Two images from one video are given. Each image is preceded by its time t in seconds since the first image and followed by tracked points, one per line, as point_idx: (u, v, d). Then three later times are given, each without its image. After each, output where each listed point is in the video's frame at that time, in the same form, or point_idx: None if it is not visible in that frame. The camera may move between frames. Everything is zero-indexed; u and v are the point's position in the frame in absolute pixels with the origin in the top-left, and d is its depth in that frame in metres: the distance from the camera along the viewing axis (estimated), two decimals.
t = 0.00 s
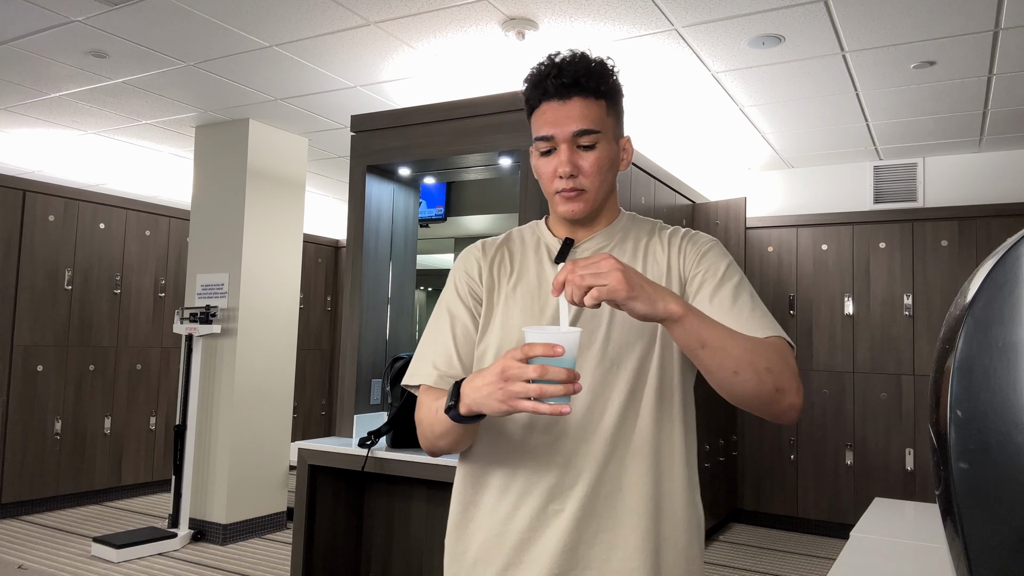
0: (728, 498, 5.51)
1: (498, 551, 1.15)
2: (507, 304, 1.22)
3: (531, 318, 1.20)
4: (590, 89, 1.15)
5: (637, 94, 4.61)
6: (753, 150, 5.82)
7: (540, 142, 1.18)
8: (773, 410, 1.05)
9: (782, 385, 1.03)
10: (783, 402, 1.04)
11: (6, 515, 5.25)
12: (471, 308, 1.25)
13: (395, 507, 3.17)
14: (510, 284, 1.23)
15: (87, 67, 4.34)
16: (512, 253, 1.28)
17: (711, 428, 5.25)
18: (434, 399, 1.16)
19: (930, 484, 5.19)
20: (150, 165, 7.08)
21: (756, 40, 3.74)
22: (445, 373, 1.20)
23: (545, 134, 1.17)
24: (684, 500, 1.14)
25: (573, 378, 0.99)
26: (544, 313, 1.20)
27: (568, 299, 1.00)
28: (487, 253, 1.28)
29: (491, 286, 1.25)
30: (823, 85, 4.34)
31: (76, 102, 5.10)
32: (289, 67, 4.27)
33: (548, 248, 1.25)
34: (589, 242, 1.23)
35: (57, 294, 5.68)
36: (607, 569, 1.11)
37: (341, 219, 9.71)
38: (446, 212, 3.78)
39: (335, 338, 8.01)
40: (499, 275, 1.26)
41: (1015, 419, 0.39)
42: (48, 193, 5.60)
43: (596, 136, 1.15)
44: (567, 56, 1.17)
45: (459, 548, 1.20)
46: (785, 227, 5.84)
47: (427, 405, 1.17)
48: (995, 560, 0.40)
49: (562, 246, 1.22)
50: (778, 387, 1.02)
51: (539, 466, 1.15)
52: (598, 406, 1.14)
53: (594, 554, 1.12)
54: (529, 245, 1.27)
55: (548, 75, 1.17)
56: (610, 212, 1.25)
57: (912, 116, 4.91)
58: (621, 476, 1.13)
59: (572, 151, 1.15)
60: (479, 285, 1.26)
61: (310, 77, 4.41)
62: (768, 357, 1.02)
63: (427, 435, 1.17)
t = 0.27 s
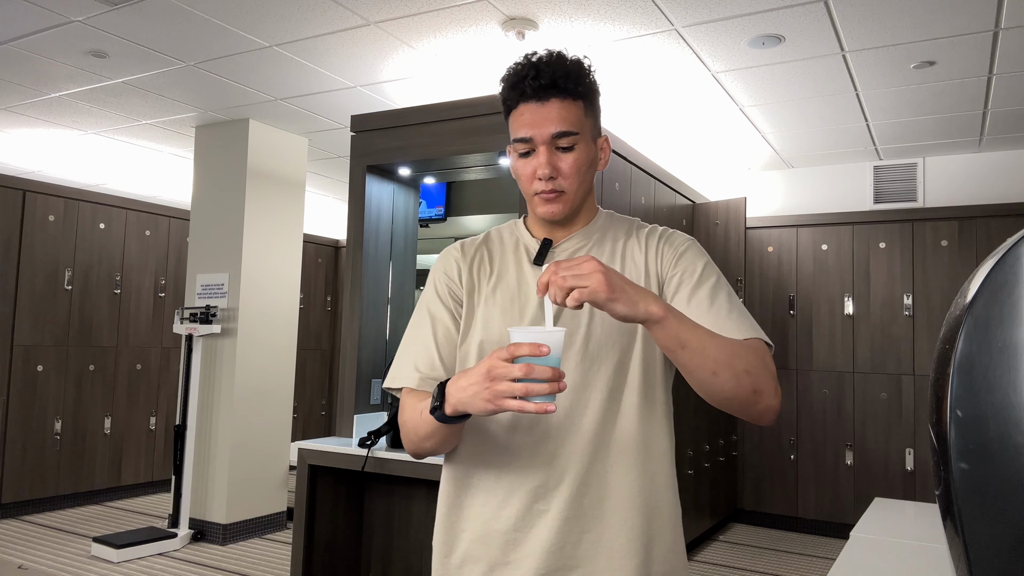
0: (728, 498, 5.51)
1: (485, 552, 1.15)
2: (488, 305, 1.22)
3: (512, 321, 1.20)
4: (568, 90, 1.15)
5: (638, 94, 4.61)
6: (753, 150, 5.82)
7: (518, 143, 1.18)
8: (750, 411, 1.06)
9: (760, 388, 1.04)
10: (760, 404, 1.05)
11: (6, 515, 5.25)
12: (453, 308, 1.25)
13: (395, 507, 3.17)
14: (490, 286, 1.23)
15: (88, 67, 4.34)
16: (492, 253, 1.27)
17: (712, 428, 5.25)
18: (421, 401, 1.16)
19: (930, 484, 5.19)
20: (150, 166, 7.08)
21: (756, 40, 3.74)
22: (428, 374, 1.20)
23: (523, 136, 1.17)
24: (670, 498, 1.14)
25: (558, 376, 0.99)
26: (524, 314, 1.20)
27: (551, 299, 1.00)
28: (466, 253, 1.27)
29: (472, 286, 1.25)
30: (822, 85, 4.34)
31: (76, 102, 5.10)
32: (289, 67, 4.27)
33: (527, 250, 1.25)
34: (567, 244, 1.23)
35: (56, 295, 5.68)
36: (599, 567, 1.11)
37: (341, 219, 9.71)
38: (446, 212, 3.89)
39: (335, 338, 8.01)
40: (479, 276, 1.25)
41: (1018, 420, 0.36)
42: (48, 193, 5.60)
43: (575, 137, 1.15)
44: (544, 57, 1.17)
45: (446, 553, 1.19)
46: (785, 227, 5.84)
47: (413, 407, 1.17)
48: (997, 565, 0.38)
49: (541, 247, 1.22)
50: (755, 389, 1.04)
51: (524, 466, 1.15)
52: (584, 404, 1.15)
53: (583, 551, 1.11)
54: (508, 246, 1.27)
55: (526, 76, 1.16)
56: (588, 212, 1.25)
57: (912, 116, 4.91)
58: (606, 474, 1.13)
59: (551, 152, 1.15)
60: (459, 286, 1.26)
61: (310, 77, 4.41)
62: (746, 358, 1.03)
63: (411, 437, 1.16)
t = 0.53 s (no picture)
0: (728, 498, 5.51)
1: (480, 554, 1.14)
2: (477, 305, 1.22)
3: (502, 321, 1.20)
4: (567, 85, 1.16)
5: (639, 94, 4.61)
6: (753, 150, 5.82)
7: (516, 134, 1.17)
8: (740, 414, 1.07)
9: (752, 394, 1.05)
10: (750, 408, 1.06)
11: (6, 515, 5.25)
12: (442, 308, 1.24)
13: (395, 507, 3.17)
14: (480, 287, 1.23)
15: (88, 67, 4.34)
16: (480, 252, 1.27)
17: (712, 428, 5.25)
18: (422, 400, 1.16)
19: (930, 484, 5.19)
20: (150, 166, 7.08)
21: (756, 40, 3.74)
22: (421, 375, 1.19)
23: (523, 126, 1.16)
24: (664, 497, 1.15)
25: (561, 375, 0.99)
26: (515, 314, 1.20)
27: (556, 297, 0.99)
28: (454, 252, 1.27)
29: (461, 286, 1.24)
30: (822, 85, 4.34)
31: (77, 103, 5.10)
32: (289, 67, 4.27)
33: (516, 248, 1.25)
34: (556, 242, 1.23)
35: (56, 294, 5.68)
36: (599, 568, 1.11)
37: (341, 219, 9.71)
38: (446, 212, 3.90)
39: (335, 338, 8.01)
40: (468, 275, 1.25)
41: (1016, 420, 0.36)
42: (48, 193, 5.60)
43: (573, 131, 1.16)
44: (545, 51, 1.17)
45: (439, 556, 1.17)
46: (785, 227, 5.84)
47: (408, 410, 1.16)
48: (996, 562, 0.37)
49: (531, 244, 1.22)
50: (747, 394, 1.05)
51: (519, 466, 1.14)
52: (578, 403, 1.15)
53: (580, 550, 1.12)
54: (498, 246, 1.27)
55: (526, 68, 1.16)
56: (578, 211, 1.26)
57: (912, 116, 4.91)
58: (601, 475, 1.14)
59: (551, 144, 1.15)
60: (448, 285, 1.25)
61: (310, 77, 4.41)
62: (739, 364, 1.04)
63: (409, 438, 1.15)
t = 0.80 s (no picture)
0: (728, 498, 5.51)
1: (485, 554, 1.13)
2: (485, 300, 1.22)
3: (510, 316, 1.20)
4: (589, 79, 1.18)
5: (638, 94, 4.61)
6: (753, 150, 5.82)
7: (536, 122, 1.18)
8: (744, 422, 1.09)
9: (758, 402, 1.07)
10: (754, 416, 1.09)
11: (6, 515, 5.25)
12: (449, 301, 1.23)
13: (395, 507, 3.17)
14: (487, 282, 1.23)
15: (87, 67, 4.34)
16: (486, 248, 1.27)
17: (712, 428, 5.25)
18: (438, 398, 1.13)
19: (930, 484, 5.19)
20: (150, 166, 7.08)
21: (756, 40, 3.74)
22: (429, 370, 1.18)
23: (544, 114, 1.17)
24: (668, 498, 1.16)
25: (597, 370, 0.98)
26: (524, 310, 1.21)
27: (591, 293, 0.96)
28: (460, 247, 1.26)
29: (467, 281, 1.24)
30: (822, 85, 4.34)
31: (76, 103, 5.10)
32: (290, 67, 4.27)
33: (523, 244, 1.26)
34: (563, 240, 1.24)
35: (56, 294, 5.68)
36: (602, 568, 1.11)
37: (341, 219, 9.71)
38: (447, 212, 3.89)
39: (335, 339, 8.01)
40: (474, 270, 1.25)
41: (1015, 420, 0.36)
42: (48, 193, 5.60)
43: (593, 124, 1.17)
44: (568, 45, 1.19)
45: (443, 557, 1.16)
46: (785, 226, 5.84)
47: (419, 407, 1.14)
48: (996, 561, 0.37)
49: (539, 241, 1.23)
50: (753, 402, 1.07)
51: (525, 467, 1.14)
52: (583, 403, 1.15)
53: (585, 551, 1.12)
54: (503, 242, 1.27)
55: (550, 58, 1.18)
56: (586, 211, 1.26)
57: (912, 116, 4.91)
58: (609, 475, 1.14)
59: (571, 133, 1.15)
60: (454, 279, 1.24)
61: (309, 77, 4.41)
62: (749, 373, 1.06)
63: (423, 434, 1.13)
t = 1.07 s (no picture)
0: (728, 498, 5.51)
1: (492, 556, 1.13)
2: (494, 300, 1.22)
3: (519, 315, 1.20)
4: (598, 79, 1.17)
5: (638, 94, 4.61)
6: (753, 150, 5.82)
7: (544, 125, 1.17)
8: (747, 429, 1.09)
9: (761, 410, 1.07)
10: (757, 424, 1.08)
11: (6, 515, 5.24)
12: (459, 301, 1.23)
13: (396, 507, 3.17)
14: (496, 281, 1.23)
15: (87, 67, 4.34)
16: (494, 247, 1.27)
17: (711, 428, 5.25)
18: (451, 398, 1.13)
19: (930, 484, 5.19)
20: (150, 165, 7.08)
21: (756, 40, 3.74)
22: (440, 371, 1.18)
23: (552, 117, 1.16)
24: (676, 501, 1.16)
25: (614, 369, 0.99)
26: (534, 309, 1.21)
27: (603, 291, 0.96)
28: (468, 246, 1.27)
29: (476, 280, 1.24)
30: (822, 85, 4.35)
31: (76, 103, 5.10)
32: (290, 67, 4.27)
33: (532, 244, 1.26)
34: (573, 240, 1.24)
35: (56, 294, 5.68)
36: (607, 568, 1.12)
37: (341, 219, 9.71)
38: (446, 212, 3.84)
39: (335, 339, 8.01)
40: (483, 269, 1.25)
41: (1015, 419, 0.36)
42: (48, 193, 5.60)
43: (602, 126, 1.16)
44: (576, 43, 1.18)
45: (450, 557, 1.16)
46: (785, 227, 5.84)
47: (431, 408, 1.15)
48: (995, 561, 0.38)
49: (549, 240, 1.23)
50: (757, 410, 1.06)
51: (534, 468, 1.14)
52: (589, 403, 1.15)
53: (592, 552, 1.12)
54: (512, 241, 1.27)
55: (558, 59, 1.17)
56: (595, 209, 1.26)
57: (912, 116, 4.91)
58: (617, 478, 1.15)
59: (579, 136, 1.15)
60: (463, 279, 1.24)
61: (309, 77, 4.41)
62: (755, 381, 1.05)
63: (436, 435, 1.13)
